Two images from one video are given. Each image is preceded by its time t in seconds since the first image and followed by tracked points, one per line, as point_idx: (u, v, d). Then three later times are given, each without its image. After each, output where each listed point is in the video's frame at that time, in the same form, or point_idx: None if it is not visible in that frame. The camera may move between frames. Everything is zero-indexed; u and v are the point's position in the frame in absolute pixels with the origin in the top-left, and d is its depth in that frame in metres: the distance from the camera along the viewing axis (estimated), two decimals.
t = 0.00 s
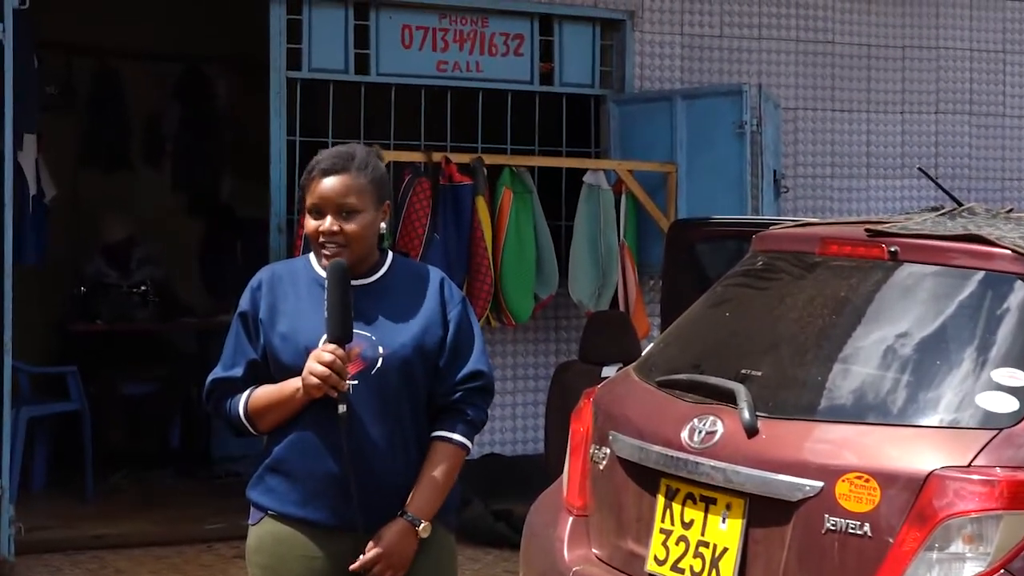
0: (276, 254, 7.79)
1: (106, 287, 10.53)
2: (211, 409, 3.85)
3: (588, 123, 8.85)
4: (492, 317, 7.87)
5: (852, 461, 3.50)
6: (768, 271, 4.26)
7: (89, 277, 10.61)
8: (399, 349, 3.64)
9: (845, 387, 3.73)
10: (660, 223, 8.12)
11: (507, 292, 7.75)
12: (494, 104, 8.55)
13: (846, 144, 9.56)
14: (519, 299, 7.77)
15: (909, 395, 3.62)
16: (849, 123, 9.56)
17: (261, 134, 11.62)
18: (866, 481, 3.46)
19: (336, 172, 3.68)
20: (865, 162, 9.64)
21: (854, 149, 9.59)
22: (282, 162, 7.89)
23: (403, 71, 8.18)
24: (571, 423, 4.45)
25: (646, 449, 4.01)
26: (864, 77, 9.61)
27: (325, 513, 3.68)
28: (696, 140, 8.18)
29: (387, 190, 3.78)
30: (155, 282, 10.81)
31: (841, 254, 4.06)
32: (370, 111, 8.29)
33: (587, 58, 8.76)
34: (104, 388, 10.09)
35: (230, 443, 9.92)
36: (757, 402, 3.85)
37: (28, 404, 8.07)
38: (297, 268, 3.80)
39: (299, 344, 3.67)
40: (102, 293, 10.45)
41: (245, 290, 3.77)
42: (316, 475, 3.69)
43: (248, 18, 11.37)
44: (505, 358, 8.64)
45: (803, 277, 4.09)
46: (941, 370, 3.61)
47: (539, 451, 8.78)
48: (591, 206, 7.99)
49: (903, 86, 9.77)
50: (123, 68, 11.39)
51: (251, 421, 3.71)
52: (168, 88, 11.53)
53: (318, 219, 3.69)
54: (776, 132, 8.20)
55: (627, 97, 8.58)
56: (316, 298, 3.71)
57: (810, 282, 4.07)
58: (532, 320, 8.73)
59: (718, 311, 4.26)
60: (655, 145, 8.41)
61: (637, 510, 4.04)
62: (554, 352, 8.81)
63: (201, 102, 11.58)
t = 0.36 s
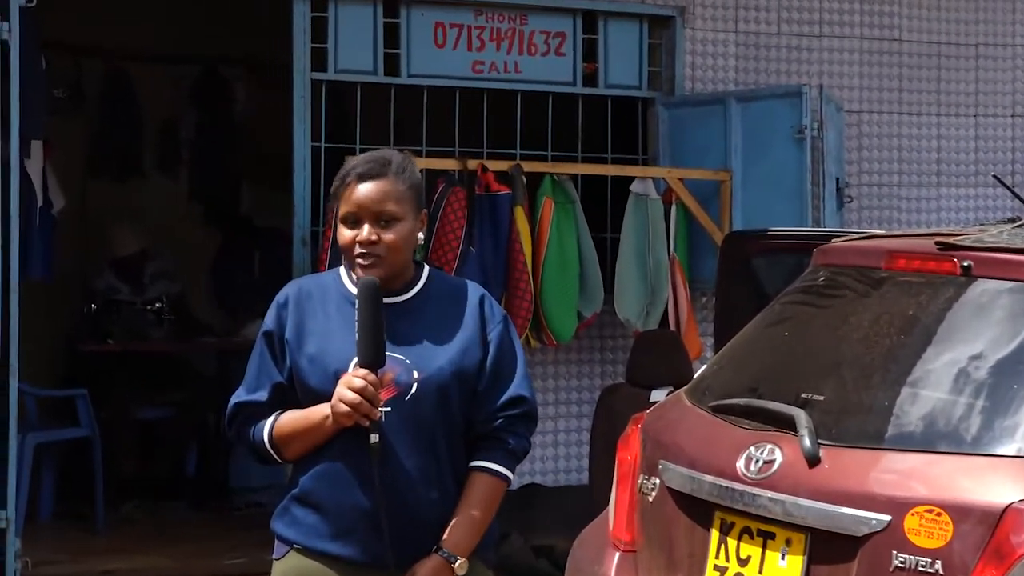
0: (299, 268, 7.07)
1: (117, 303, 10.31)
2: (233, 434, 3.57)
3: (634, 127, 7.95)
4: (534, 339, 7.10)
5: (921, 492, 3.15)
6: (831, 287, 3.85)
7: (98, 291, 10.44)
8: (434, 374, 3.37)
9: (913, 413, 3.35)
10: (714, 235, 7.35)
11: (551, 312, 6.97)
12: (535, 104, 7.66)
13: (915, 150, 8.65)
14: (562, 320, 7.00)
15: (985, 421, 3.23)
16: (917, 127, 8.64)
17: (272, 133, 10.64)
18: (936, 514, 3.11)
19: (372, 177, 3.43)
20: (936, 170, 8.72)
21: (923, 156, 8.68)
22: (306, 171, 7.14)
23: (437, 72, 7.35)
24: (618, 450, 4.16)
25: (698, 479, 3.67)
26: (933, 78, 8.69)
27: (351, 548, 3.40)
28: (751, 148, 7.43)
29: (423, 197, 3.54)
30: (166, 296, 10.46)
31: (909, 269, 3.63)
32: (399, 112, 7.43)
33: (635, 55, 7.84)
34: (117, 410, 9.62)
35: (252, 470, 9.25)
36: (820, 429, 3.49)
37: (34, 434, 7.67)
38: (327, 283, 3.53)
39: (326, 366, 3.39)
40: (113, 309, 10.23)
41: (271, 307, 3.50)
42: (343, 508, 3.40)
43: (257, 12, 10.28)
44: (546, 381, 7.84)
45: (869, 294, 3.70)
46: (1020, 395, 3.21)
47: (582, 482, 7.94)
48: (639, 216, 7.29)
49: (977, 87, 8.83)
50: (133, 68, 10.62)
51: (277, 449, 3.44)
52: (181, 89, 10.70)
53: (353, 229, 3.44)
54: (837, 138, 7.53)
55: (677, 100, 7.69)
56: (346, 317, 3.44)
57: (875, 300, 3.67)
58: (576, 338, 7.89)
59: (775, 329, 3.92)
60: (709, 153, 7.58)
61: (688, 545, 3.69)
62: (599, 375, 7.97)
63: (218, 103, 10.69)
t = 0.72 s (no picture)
0: (332, 281, 6.67)
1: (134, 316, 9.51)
2: (262, 457, 3.31)
3: (691, 131, 7.56)
4: (581, 354, 6.62)
5: (1003, 523, 2.83)
6: (903, 300, 3.55)
7: (112, 306, 9.66)
8: (479, 395, 3.12)
9: (994, 438, 3.03)
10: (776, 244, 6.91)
11: (600, 326, 6.48)
12: (582, 115, 7.32)
13: (996, 152, 8.12)
14: (612, 334, 6.50)
15: None
16: (998, 127, 8.11)
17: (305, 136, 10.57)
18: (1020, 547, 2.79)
19: (416, 175, 3.20)
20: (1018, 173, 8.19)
21: (1005, 158, 8.14)
22: (337, 175, 6.75)
23: (479, 68, 6.98)
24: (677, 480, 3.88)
25: (760, 508, 3.33)
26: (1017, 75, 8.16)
27: None
28: (819, 149, 7.04)
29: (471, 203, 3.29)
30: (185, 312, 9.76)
31: (989, 280, 3.34)
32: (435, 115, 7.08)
33: (691, 52, 7.42)
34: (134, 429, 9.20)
35: (275, 502, 8.94)
36: (892, 454, 3.16)
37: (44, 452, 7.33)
38: (363, 294, 3.27)
39: (362, 385, 3.12)
40: (128, 323, 9.42)
41: (303, 320, 3.24)
42: (379, 540, 3.14)
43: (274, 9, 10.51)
44: (595, 402, 7.36)
45: (945, 308, 3.40)
46: None
47: (634, 510, 7.45)
48: (696, 223, 6.82)
49: None
50: (149, 70, 10.44)
51: (308, 474, 3.18)
52: (198, 90, 10.49)
53: (393, 229, 3.19)
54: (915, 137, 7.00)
55: (737, 97, 7.30)
56: (384, 331, 3.17)
57: (952, 313, 3.37)
58: (628, 355, 7.41)
59: (844, 345, 3.62)
60: (771, 156, 7.20)
61: None
62: (652, 396, 7.47)
63: (240, 105, 10.46)
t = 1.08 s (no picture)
0: (338, 283, 6.12)
1: (128, 322, 8.83)
2: (263, 473, 3.04)
3: (728, 120, 7.00)
4: (609, 361, 6.01)
5: None
6: (957, 305, 3.26)
7: (105, 311, 8.94)
8: (501, 407, 2.86)
9: None
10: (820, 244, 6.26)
11: (629, 332, 5.87)
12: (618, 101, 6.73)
13: None
14: (642, 341, 5.89)
15: None
16: None
17: (307, 133, 9.82)
18: None
19: (435, 172, 2.94)
20: None
21: None
22: (346, 169, 6.20)
23: (500, 55, 6.43)
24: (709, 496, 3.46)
25: (801, 531, 2.93)
26: None
27: None
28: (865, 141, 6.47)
29: (493, 203, 3.03)
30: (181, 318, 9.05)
31: None
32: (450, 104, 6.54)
33: (728, 37, 6.85)
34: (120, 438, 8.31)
35: (276, 521, 8.15)
36: (945, 472, 2.83)
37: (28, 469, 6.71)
38: (376, 298, 3.01)
39: (373, 395, 2.84)
40: (120, 331, 8.75)
41: (311, 325, 2.98)
42: (390, 564, 2.87)
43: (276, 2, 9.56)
44: (625, 416, 6.77)
45: (1002, 314, 3.12)
46: None
47: (666, 532, 6.88)
48: (733, 221, 6.21)
49: None
50: (147, 62, 9.67)
51: (314, 490, 2.92)
52: (195, 83, 9.70)
53: (409, 230, 2.92)
54: (968, 129, 6.53)
55: (779, 87, 6.70)
56: (398, 338, 2.91)
57: (1011, 319, 3.09)
58: (660, 364, 6.80)
59: (892, 355, 3.34)
60: (816, 148, 6.60)
61: None
62: (686, 409, 6.88)
63: (243, 99, 9.79)
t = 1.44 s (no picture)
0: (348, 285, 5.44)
1: (114, 326, 7.94)
2: (267, 490, 2.78)
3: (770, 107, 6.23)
4: (641, 369, 5.37)
5: None
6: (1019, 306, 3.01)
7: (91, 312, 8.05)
8: (523, 419, 2.61)
9: None
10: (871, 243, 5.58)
11: (662, 338, 5.22)
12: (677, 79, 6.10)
13: None
14: (677, 347, 5.23)
15: None
16: None
17: (316, 124, 8.37)
18: None
19: (431, 166, 2.66)
20: None
21: None
22: (355, 160, 5.60)
23: (520, 37, 5.77)
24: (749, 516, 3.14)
25: (848, 554, 2.63)
26: None
27: None
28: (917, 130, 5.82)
29: (506, 193, 2.72)
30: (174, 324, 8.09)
31: None
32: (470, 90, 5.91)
33: (767, 14, 6.12)
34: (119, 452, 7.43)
35: (280, 540, 7.39)
36: (1006, 490, 2.54)
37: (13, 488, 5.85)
38: (389, 301, 2.76)
39: (386, 405, 2.60)
40: (106, 335, 7.88)
41: (319, 330, 2.73)
42: None
43: None
44: (658, 429, 6.11)
45: None
46: None
47: (703, 555, 6.17)
48: (774, 218, 5.54)
49: None
50: (139, 44, 8.24)
51: (320, 508, 2.67)
52: (197, 68, 8.28)
53: (407, 230, 2.65)
54: None
55: (825, 70, 5.97)
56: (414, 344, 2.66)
57: None
58: (695, 373, 6.15)
59: (949, 363, 3.05)
60: (866, 138, 5.90)
61: None
62: (724, 421, 6.20)
63: (243, 84, 8.34)
